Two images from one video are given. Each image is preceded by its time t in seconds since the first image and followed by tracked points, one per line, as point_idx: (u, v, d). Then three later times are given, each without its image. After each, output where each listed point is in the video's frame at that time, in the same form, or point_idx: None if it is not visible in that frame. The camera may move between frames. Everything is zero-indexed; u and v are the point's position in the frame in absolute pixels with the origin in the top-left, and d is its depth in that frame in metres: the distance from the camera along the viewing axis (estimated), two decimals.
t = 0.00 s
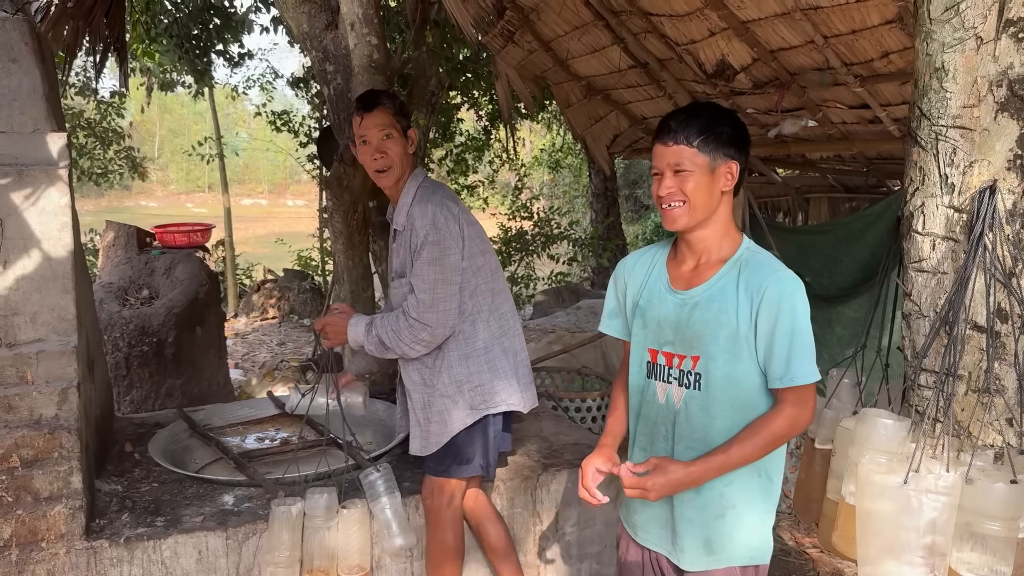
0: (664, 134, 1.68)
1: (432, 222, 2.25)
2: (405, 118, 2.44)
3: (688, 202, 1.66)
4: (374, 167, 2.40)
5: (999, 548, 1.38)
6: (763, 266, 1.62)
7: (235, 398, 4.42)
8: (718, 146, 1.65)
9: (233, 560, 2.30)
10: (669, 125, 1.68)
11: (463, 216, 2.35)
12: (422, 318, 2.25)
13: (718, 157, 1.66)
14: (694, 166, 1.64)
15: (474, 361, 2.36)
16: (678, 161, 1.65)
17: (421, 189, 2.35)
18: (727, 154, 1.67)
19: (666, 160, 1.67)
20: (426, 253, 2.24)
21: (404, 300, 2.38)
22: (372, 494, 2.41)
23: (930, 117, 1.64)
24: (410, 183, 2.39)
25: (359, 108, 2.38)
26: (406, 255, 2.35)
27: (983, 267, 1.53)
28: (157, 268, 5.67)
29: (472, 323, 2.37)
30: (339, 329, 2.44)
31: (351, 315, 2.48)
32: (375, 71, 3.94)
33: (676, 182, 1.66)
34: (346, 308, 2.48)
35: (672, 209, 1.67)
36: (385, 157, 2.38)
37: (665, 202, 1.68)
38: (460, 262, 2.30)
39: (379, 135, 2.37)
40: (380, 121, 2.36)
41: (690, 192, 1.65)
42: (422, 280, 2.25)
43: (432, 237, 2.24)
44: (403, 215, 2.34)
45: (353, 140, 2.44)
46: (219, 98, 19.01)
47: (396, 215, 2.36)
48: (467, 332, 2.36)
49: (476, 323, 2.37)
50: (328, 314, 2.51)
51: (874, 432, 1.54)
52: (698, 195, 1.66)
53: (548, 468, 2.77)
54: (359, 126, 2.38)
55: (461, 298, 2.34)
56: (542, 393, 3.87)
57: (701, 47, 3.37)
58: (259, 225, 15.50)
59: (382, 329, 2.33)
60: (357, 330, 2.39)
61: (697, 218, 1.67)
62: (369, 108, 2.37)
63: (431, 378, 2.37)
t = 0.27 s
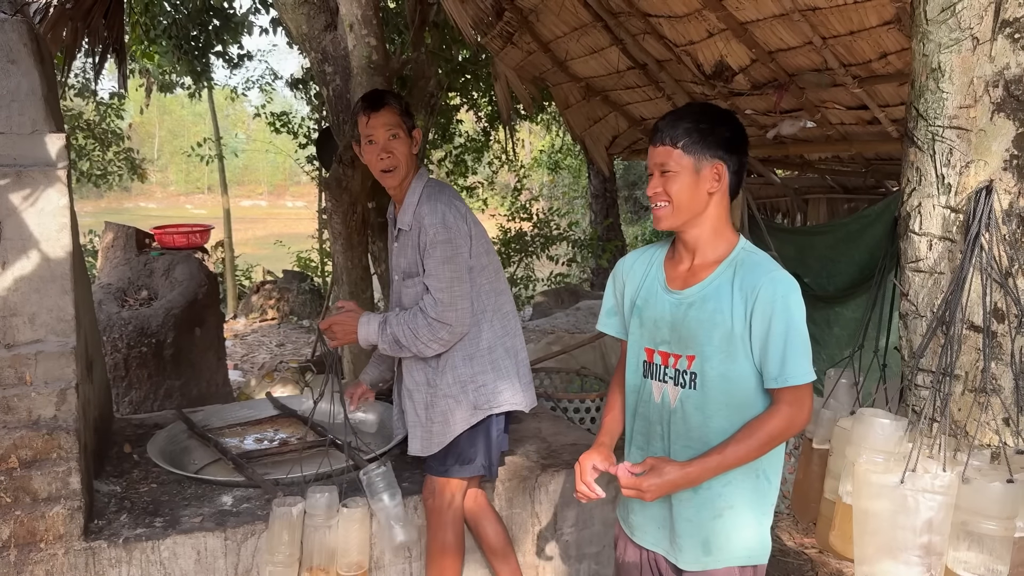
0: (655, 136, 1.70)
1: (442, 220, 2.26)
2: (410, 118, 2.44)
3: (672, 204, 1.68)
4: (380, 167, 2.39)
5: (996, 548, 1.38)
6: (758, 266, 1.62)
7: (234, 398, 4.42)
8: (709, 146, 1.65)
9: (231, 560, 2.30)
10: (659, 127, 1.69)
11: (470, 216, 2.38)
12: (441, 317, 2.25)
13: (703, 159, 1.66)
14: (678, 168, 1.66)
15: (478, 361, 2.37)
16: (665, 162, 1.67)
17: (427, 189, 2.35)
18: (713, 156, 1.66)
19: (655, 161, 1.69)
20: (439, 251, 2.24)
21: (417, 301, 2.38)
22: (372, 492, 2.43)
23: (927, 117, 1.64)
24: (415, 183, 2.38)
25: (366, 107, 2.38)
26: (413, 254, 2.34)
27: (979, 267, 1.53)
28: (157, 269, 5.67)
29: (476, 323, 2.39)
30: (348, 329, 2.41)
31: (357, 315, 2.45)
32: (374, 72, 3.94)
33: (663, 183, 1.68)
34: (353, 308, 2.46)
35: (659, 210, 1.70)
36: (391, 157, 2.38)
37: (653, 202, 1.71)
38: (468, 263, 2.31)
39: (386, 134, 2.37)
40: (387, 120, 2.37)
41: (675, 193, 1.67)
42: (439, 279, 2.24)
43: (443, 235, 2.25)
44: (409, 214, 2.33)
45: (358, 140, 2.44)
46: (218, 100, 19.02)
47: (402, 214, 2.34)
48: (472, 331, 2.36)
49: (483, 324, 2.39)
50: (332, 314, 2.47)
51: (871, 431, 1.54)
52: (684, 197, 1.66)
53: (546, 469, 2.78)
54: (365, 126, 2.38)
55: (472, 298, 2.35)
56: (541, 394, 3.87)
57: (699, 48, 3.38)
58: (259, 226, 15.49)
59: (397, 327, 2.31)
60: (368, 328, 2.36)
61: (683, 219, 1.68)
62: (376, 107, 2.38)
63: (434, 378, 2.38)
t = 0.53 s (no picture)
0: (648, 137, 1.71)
1: (456, 219, 2.28)
2: (422, 118, 2.43)
3: (653, 207, 1.71)
4: (396, 170, 2.37)
5: (997, 548, 1.39)
6: (749, 266, 1.62)
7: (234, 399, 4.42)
8: (699, 147, 1.65)
9: (232, 560, 2.30)
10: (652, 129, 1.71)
11: (480, 216, 2.40)
12: (460, 315, 2.26)
13: (685, 162, 1.66)
14: (660, 170, 1.68)
15: (485, 360, 2.38)
16: (649, 166, 1.70)
17: (436, 189, 2.36)
18: (696, 158, 1.65)
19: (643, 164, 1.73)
20: (454, 250, 2.26)
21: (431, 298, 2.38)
22: (377, 481, 2.47)
23: (928, 118, 1.64)
24: (425, 183, 2.39)
25: (382, 108, 2.35)
26: (423, 253, 2.35)
27: (980, 267, 1.54)
28: (157, 269, 5.67)
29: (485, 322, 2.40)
30: (358, 323, 2.40)
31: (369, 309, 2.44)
32: (374, 73, 3.94)
33: (647, 186, 1.71)
34: (364, 301, 2.44)
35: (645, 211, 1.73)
36: (410, 160, 2.37)
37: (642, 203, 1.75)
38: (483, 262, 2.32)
39: (404, 138, 2.36)
40: (405, 124, 2.35)
41: (657, 197, 1.69)
42: (456, 278, 2.26)
43: (457, 234, 2.27)
44: (419, 213, 2.34)
45: (371, 141, 2.41)
46: (217, 100, 19.01)
47: (410, 213, 2.35)
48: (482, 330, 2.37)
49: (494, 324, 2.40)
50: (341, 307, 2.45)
51: (871, 432, 1.55)
52: (668, 200, 1.68)
53: (547, 469, 2.78)
54: (383, 128, 2.35)
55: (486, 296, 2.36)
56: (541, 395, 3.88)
57: (698, 49, 3.38)
58: (258, 226, 15.49)
59: (412, 323, 2.31)
60: (382, 323, 2.35)
61: (666, 222, 1.71)
62: (393, 110, 2.35)
63: (440, 378, 2.38)
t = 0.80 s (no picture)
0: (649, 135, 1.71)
1: (468, 218, 2.29)
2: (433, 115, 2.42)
3: (653, 206, 1.71)
4: (406, 167, 2.37)
5: (1000, 548, 1.39)
6: (747, 264, 1.61)
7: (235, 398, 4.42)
8: (698, 147, 1.64)
9: (233, 559, 2.30)
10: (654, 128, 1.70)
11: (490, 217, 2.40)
12: (470, 314, 2.26)
13: (683, 161, 1.65)
14: (660, 169, 1.67)
15: (492, 360, 2.38)
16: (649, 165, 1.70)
17: (447, 189, 2.36)
18: (696, 157, 1.65)
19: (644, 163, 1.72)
20: (466, 249, 2.26)
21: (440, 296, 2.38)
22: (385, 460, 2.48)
23: (931, 117, 1.64)
24: (435, 182, 2.39)
25: (393, 104, 2.34)
26: (433, 251, 2.35)
27: (983, 266, 1.53)
28: (157, 268, 5.66)
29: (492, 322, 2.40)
30: (365, 306, 2.35)
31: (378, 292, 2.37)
32: (375, 71, 3.93)
33: (648, 186, 1.71)
34: (373, 283, 2.38)
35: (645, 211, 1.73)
36: (419, 158, 2.37)
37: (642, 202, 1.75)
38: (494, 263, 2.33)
39: (413, 135, 2.35)
40: (416, 121, 2.34)
41: (657, 196, 1.70)
42: (467, 277, 2.26)
43: (469, 234, 2.27)
44: (429, 211, 2.34)
45: (381, 136, 2.40)
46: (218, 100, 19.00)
47: (420, 211, 2.35)
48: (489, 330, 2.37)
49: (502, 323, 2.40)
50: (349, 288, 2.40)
51: (875, 431, 1.54)
52: (666, 199, 1.68)
53: (548, 468, 2.78)
54: (393, 125, 2.34)
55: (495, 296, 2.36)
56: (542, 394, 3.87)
57: (699, 47, 3.38)
58: (258, 226, 15.49)
59: (421, 315, 2.29)
60: (390, 309, 2.31)
61: (666, 221, 1.71)
62: (404, 106, 2.34)
63: (446, 377, 2.38)
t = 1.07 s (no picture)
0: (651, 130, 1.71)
1: (476, 216, 2.29)
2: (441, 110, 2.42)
3: (654, 201, 1.71)
4: (409, 161, 2.36)
5: (999, 545, 1.39)
6: (745, 261, 1.60)
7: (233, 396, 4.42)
8: (701, 143, 1.63)
9: (232, 557, 2.29)
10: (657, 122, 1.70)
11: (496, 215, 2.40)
12: (474, 308, 2.25)
13: (684, 157, 1.65)
14: (661, 165, 1.67)
15: (495, 359, 2.38)
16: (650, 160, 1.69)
17: (455, 185, 2.36)
18: (697, 154, 1.64)
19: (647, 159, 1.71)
20: (473, 246, 2.26)
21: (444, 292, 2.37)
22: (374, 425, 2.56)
23: (931, 114, 1.64)
24: (444, 178, 2.38)
25: (399, 96, 2.34)
26: (438, 247, 2.35)
27: (984, 264, 1.53)
28: (156, 266, 5.66)
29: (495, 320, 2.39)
30: (368, 277, 2.31)
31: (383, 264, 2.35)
32: (374, 69, 3.92)
33: (650, 182, 1.70)
34: (380, 257, 2.34)
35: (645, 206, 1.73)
36: (422, 152, 2.36)
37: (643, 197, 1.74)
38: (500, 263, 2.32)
39: (418, 129, 2.33)
40: (421, 115, 2.33)
41: (658, 191, 1.69)
42: (474, 273, 2.26)
43: (477, 230, 2.27)
44: (436, 207, 2.34)
45: (386, 130, 2.39)
46: (217, 98, 18.98)
47: (427, 207, 2.35)
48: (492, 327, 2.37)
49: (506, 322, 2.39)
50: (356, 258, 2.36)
51: (875, 430, 1.54)
52: (667, 195, 1.68)
53: (547, 466, 2.77)
54: (397, 117, 2.33)
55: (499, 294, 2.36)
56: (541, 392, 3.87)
57: (699, 45, 3.37)
58: (257, 224, 15.48)
59: (423, 297, 2.27)
60: (394, 287, 2.28)
61: (669, 217, 1.70)
62: (410, 100, 2.33)
63: (449, 374, 2.38)
